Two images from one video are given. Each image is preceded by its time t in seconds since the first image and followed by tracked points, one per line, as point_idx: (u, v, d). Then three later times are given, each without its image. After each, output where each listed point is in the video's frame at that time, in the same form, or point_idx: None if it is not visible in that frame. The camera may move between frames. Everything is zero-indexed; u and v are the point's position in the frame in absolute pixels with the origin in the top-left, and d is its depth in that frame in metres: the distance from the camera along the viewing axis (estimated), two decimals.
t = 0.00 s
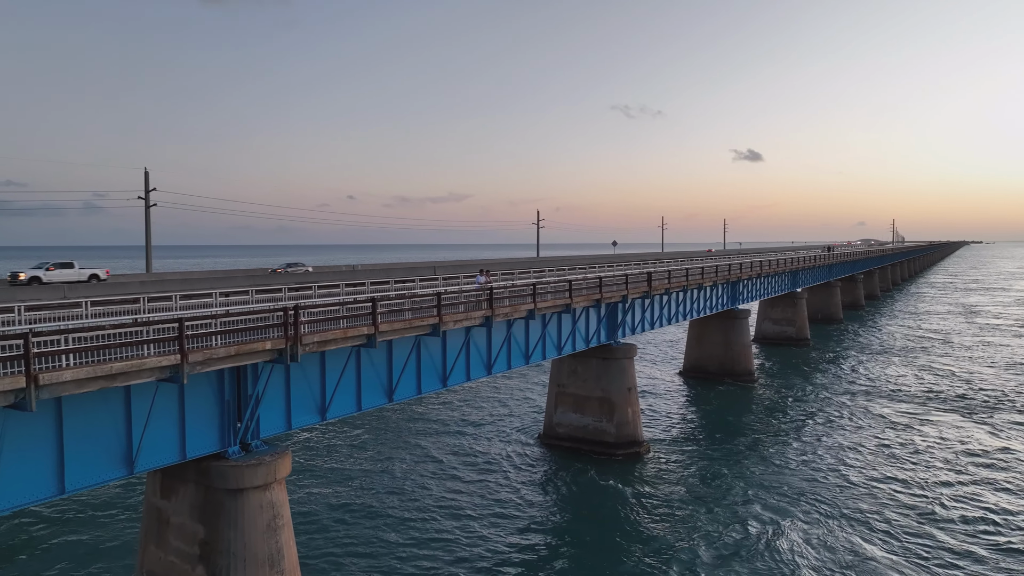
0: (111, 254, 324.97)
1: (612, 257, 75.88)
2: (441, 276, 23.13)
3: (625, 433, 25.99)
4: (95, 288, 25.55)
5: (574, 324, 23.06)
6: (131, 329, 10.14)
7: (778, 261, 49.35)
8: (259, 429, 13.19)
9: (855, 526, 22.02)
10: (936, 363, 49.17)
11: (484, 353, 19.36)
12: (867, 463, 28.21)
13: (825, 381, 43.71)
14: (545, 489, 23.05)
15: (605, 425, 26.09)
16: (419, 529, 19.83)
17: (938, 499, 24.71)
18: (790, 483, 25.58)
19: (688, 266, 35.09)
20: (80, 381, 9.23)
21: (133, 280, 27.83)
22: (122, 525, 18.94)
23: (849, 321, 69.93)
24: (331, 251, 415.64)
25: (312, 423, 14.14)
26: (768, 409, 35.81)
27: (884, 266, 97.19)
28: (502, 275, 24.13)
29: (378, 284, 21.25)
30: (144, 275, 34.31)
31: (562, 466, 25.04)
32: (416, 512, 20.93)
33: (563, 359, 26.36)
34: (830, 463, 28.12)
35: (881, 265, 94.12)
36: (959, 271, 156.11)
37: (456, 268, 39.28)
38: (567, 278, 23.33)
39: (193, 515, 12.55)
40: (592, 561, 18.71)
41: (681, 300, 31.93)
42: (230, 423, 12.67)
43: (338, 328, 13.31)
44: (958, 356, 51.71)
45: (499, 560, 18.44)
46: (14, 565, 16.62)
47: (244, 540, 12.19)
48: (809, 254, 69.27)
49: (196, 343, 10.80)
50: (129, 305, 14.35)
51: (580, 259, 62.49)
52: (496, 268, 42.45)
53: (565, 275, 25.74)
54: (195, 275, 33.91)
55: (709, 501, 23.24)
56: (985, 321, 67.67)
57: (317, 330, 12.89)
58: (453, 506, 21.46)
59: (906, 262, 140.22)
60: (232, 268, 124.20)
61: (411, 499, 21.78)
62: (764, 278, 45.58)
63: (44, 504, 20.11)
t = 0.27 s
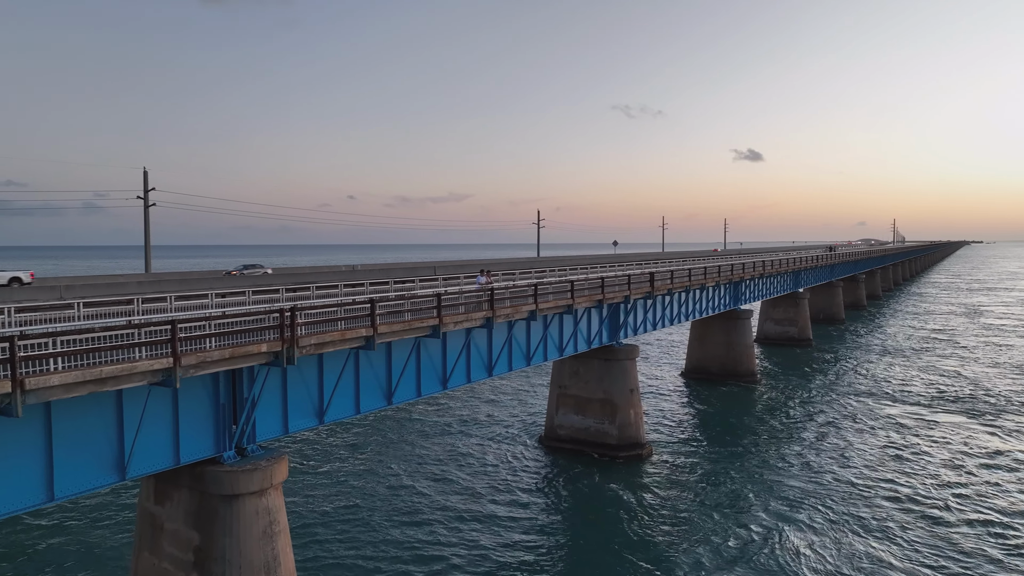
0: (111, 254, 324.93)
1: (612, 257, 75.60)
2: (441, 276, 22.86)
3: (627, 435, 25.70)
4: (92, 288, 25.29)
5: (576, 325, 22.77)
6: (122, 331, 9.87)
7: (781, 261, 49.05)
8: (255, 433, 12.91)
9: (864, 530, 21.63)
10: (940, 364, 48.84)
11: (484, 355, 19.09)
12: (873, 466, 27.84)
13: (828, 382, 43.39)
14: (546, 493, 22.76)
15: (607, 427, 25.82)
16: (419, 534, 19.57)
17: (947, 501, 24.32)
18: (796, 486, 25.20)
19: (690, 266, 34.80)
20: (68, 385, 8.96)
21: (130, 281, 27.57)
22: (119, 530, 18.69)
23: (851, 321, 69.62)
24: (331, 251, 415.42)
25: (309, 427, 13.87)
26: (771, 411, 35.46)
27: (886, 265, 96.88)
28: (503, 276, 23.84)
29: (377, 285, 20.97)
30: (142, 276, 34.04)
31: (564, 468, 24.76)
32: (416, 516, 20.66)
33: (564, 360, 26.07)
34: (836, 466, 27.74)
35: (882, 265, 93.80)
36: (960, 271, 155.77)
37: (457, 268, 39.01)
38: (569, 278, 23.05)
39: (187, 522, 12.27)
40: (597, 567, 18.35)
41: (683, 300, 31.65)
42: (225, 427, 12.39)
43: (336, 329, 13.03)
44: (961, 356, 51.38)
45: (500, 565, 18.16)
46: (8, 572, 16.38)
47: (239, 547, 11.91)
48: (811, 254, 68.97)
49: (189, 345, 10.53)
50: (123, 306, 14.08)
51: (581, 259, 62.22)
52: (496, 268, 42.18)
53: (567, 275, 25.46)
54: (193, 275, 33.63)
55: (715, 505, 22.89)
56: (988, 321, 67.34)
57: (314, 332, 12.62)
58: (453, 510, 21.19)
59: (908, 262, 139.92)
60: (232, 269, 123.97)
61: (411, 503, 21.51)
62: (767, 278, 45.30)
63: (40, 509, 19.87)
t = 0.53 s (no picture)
0: (111, 254, 324.79)
1: (614, 257, 75.32)
2: (441, 277, 22.57)
3: (629, 437, 25.41)
4: (89, 288, 25.01)
5: (577, 326, 22.48)
6: (111, 334, 9.58)
7: (783, 261, 48.73)
8: (250, 437, 12.63)
9: (872, 534, 21.26)
10: (944, 364, 48.49)
11: (485, 356, 18.79)
12: (880, 468, 27.47)
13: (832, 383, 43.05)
14: (548, 496, 22.47)
15: (609, 429, 25.53)
16: (418, 538, 19.30)
17: (956, 504, 23.95)
18: (802, 490, 24.83)
19: (693, 267, 34.48)
20: (56, 391, 8.67)
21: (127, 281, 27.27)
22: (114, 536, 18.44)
23: (853, 322, 69.34)
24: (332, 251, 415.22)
25: (306, 431, 13.59)
26: (775, 413, 35.12)
27: (887, 265, 96.59)
28: (504, 276, 23.55)
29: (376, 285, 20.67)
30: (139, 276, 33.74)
31: (565, 471, 24.48)
32: (415, 520, 20.38)
33: (566, 362, 25.78)
34: (842, 468, 27.38)
35: (884, 265, 93.49)
36: (961, 270, 155.42)
37: (457, 269, 38.77)
38: (571, 279, 22.73)
39: (181, 528, 11.97)
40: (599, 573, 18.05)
41: (685, 300, 31.33)
42: (220, 431, 12.12)
43: (333, 332, 12.74)
44: (965, 357, 51.05)
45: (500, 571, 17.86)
46: None
47: (234, 555, 11.62)
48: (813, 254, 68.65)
49: (181, 348, 10.24)
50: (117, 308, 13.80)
51: (582, 259, 61.96)
52: (497, 268, 41.90)
53: (568, 276, 25.15)
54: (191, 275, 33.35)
55: (720, 509, 22.54)
56: (991, 322, 66.98)
57: (310, 335, 12.33)
58: (453, 514, 20.90)
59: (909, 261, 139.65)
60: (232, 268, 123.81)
61: (410, 507, 21.24)
62: (769, 278, 44.99)
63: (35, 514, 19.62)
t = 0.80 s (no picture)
0: (111, 254, 324.59)
1: (615, 257, 75.01)
2: (441, 278, 22.27)
3: (631, 439, 25.11)
4: (85, 289, 24.72)
5: (579, 327, 22.17)
6: (99, 337, 9.28)
7: (785, 262, 48.43)
8: (245, 442, 12.34)
9: (881, 540, 20.86)
10: (948, 365, 48.12)
11: (485, 358, 18.50)
12: (887, 471, 27.10)
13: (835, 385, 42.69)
14: (548, 500, 22.19)
15: (610, 431, 25.23)
16: (417, 543, 19.02)
17: (966, 508, 23.57)
18: (808, 494, 24.44)
19: (695, 267, 34.18)
20: (41, 397, 8.37)
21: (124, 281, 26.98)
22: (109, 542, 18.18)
23: (855, 322, 69.03)
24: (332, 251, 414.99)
25: (302, 435, 13.30)
26: (779, 415, 34.75)
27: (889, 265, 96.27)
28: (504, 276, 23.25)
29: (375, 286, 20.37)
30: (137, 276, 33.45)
31: (566, 474, 24.20)
32: (414, 524, 20.10)
33: (567, 363, 25.46)
34: (848, 472, 26.98)
35: (886, 265, 93.16)
36: (963, 271, 155.09)
37: (457, 269, 38.49)
38: (572, 280, 22.43)
39: (173, 536, 11.68)
40: None
41: (688, 301, 31.03)
42: (213, 436, 11.83)
43: (329, 334, 12.45)
44: (969, 358, 50.69)
45: None
46: None
47: (227, 563, 11.32)
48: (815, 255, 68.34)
49: (172, 352, 9.96)
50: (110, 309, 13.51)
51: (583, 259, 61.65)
52: (498, 268, 41.61)
53: (569, 276, 24.87)
54: (189, 276, 33.04)
55: (725, 514, 22.15)
56: (994, 322, 66.64)
57: (306, 337, 12.04)
58: (453, 518, 20.62)
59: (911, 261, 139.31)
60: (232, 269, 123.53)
61: (409, 511, 20.96)
62: (771, 278, 44.68)
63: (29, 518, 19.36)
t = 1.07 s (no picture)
0: (111, 254, 324.44)
1: (615, 256, 74.67)
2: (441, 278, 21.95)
3: (633, 442, 24.79)
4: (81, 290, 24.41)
5: (580, 329, 21.85)
6: (86, 341, 8.96)
7: (788, 262, 48.10)
8: (238, 448, 12.02)
9: (892, 545, 20.45)
10: (953, 366, 47.77)
11: (485, 361, 18.18)
12: (894, 474, 26.71)
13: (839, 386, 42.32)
14: (549, 504, 21.89)
15: (612, 434, 24.91)
16: (416, 549, 18.72)
17: (976, 511, 23.18)
18: (814, 497, 24.07)
19: (697, 267, 33.85)
20: (22, 404, 8.04)
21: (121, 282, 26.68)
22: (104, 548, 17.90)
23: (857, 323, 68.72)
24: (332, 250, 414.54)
25: (298, 440, 13.00)
26: (783, 417, 34.39)
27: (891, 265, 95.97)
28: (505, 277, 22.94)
29: (373, 287, 20.05)
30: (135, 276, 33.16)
31: (567, 477, 23.88)
32: (413, 530, 19.81)
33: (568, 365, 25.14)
34: (856, 475, 26.56)
35: (887, 265, 92.82)
36: (964, 271, 154.73)
37: (457, 269, 38.18)
38: (574, 280, 22.12)
39: (165, 545, 11.36)
40: None
41: (690, 302, 30.71)
42: (206, 442, 11.51)
43: (325, 337, 12.14)
44: (973, 359, 50.34)
45: None
46: None
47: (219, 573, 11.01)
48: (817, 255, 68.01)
49: (162, 357, 9.64)
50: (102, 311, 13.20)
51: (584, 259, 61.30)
52: (498, 268, 41.30)
53: (571, 277, 24.55)
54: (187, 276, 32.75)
55: (732, 519, 21.73)
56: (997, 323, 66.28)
57: (301, 341, 11.73)
58: (453, 524, 20.32)
59: (913, 261, 138.89)
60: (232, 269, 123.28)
61: (408, 516, 20.67)
62: (774, 279, 44.35)
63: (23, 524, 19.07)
